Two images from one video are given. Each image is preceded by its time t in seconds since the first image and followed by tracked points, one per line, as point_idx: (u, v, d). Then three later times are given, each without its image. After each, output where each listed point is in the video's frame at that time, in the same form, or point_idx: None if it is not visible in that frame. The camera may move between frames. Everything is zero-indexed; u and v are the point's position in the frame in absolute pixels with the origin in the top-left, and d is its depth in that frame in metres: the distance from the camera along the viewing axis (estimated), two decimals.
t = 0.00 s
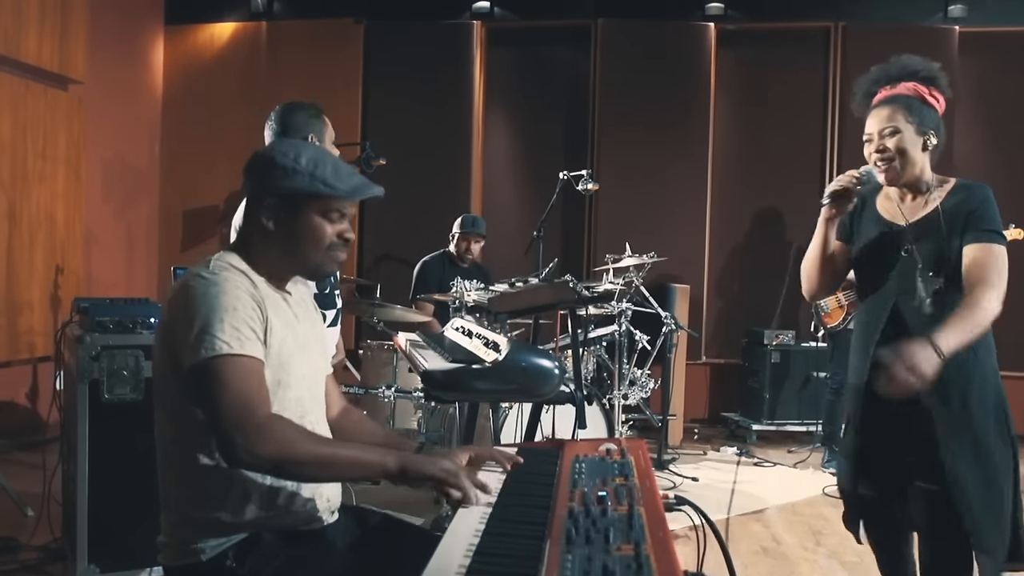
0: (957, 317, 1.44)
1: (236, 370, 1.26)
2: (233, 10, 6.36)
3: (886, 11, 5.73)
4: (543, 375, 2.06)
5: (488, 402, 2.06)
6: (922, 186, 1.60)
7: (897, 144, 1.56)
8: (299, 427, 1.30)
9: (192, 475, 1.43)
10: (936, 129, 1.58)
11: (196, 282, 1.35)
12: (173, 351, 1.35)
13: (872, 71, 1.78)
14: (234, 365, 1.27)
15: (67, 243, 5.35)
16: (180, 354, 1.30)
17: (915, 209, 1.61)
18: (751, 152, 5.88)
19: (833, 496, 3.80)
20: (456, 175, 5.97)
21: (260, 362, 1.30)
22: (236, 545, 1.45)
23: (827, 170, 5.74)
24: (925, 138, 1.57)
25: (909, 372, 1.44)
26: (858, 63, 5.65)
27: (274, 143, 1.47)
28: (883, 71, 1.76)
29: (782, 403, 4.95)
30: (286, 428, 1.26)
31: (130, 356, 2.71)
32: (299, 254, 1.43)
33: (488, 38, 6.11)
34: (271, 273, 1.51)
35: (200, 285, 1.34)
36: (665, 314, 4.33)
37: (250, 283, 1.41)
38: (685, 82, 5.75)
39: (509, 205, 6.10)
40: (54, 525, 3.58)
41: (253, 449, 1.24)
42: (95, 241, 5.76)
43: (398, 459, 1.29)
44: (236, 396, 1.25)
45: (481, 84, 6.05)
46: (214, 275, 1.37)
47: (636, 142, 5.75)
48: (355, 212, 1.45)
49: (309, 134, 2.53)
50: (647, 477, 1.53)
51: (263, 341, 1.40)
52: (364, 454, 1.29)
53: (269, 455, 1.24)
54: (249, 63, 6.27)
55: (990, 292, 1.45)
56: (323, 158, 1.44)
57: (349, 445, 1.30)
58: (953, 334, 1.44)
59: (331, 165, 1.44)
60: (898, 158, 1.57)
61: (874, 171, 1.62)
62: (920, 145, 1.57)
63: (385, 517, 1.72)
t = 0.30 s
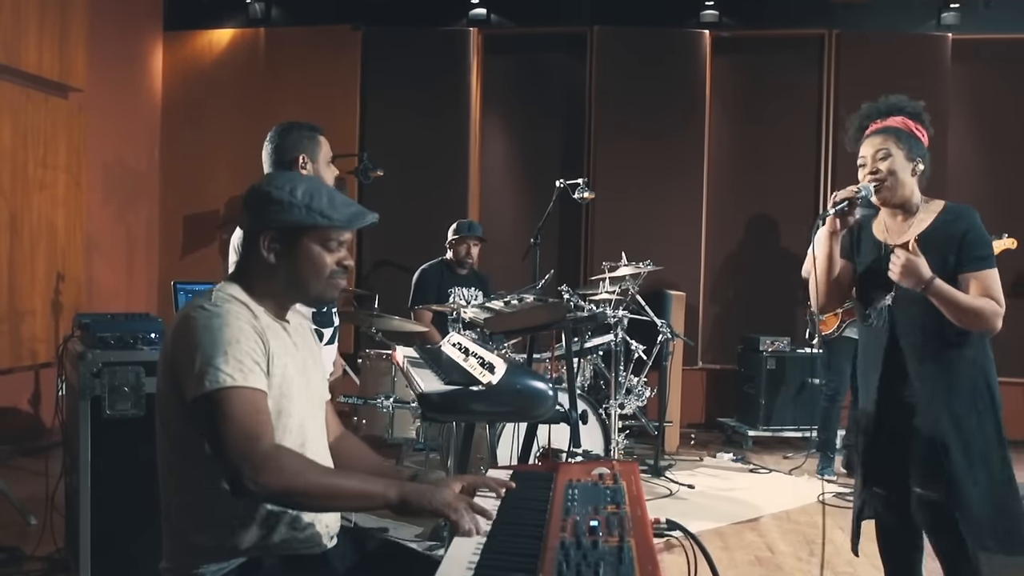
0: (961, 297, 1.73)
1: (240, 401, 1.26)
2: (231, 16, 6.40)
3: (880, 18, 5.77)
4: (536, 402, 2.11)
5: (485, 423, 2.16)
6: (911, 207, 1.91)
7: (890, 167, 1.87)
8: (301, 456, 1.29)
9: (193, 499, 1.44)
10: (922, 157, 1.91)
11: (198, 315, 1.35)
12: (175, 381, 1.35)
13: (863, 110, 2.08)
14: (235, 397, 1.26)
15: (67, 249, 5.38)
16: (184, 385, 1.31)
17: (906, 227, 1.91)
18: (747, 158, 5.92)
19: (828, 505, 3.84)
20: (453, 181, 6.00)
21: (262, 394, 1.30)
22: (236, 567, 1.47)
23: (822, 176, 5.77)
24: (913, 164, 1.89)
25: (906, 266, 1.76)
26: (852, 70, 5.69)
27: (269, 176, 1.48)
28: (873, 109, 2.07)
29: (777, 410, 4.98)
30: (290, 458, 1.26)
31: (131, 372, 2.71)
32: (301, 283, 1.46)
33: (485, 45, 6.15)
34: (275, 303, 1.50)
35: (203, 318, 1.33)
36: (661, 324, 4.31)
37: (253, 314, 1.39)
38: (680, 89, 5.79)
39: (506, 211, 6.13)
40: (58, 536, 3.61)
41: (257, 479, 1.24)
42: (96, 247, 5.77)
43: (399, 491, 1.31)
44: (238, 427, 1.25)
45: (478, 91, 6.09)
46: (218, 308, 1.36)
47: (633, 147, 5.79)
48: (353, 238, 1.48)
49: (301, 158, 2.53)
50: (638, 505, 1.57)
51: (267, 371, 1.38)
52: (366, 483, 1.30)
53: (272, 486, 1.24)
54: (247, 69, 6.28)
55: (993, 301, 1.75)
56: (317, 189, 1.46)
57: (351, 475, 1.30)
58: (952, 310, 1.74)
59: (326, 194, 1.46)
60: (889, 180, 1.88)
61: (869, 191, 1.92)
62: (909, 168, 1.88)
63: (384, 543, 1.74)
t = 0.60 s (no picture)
0: (960, 318, 1.94)
1: (241, 442, 1.31)
2: (227, 23, 6.37)
3: (870, 26, 5.83)
4: (526, 417, 2.17)
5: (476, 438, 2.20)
6: (925, 228, 2.12)
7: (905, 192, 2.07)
8: (302, 492, 1.35)
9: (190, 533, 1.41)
10: (938, 183, 2.09)
11: (205, 348, 1.38)
12: (178, 414, 1.38)
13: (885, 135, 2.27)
14: (238, 437, 1.31)
15: (66, 257, 5.40)
16: (187, 418, 1.35)
17: (919, 246, 2.13)
18: (738, 165, 5.98)
19: (817, 511, 3.89)
20: (447, 188, 6.04)
21: (266, 431, 1.34)
22: None
23: (813, 183, 5.83)
24: (928, 190, 2.08)
25: (909, 289, 1.97)
26: (842, 78, 5.75)
27: (256, 200, 1.50)
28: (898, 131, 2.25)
29: (768, 416, 5.03)
30: (291, 496, 1.32)
31: (131, 385, 2.73)
32: (313, 297, 1.51)
33: (479, 53, 6.20)
34: (277, 329, 1.52)
35: (209, 353, 1.37)
36: (653, 333, 4.35)
37: (258, 347, 1.43)
38: (673, 96, 5.84)
39: (499, 218, 6.17)
40: (58, 544, 3.64)
41: (262, 517, 1.30)
42: (95, 253, 5.80)
43: (395, 519, 1.37)
44: (240, 468, 1.30)
45: (472, 98, 6.13)
46: (224, 341, 1.39)
47: (626, 154, 5.84)
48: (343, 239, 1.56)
49: (293, 175, 2.57)
50: (624, 523, 1.61)
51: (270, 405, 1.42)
52: (364, 516, 1.36)
53: (278, 524, 1.31)
54: (243, 75, 6.31)
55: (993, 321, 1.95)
56: (304, 204, 1.52)
57: (348, 508, 1.36)
58: (952, 328, 1.95)
59: (315, 203, 1.53)
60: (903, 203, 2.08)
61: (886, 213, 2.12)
62: (924, 193, 2.08)
63: (381, 559, 1.79)
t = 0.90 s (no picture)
0: (917, 334, 1.86)
1: (235, 464, 1.35)
2: (218, 28, 6.41)
3: (856, 33, 5.89)
4: (512, 427, 2.25)
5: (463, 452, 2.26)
6: (898, 242, 2.02)
7: (885, 205, 1.97)
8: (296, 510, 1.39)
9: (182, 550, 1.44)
10: (915, 197, 1.99)
11: (198, 371, 1.41)
12: (172, 438, 1.41)
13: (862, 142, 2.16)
14: (233, 459, 1.35)
15: (57, 263, 5.42)
16: (181, 441, 1.38)
17: (890, 260, 2.03)
18: (725, 170, 6.03)
19: (801, 516, 3.95)
20: (436, 193, 6.08)
21: (259, 452, 1.38)
22: None
23: (799, 188, 5.89)
24: (905, 204, 1.98)
25: (867, 304, 1.87)
26: (828, 84, 5.81)
27: (247, 218, 1.52)
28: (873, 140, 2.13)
29: (754, 420, 5.09)
30: (285, 514, 1.36)
31: (122, 397, 2.76)
32: (303, 312, 1.54)
33: (468, 59, 6.24)
34: (267, 348, 1.55)
35: (202, 377, 1.40)
36: (640, 339, 4.40)
37: (250, 368, 1.46)
38: (661, 102, 5.90)
39: (488, 223, 6.21)
40: (49, 552, 3.67)
41: (256, 537, 1.34)
42: (85, 259, 5.82)
43: (385, 533, 1.41)
44: (236, 489, 1.34)
45: (461, 104, 6.17)
46: (216, 364, 1.42)
47: (614, 160, 5.89)
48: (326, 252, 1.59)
49: (280, 191, 2.60)
50: (606, 536, 1.65)
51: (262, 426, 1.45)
52: (355, 531, 1.40)
53: (273, 543, 1.34)
54: (234, 81, 6.34)
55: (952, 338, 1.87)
56: (295, 220, 1.54)
57: (340, 525, 1.40)
58: (909, 344, 1.86)
59: (303, 220, 1.55)
60: (881, 215, 1.98)
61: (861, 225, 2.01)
62: (902, 207, 1.97)
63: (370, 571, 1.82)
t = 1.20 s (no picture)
0: (861, 343, 1.63)
1: (222, 478, 1.37)
2: (200, 32, 6.38)
3: (835, 38, 5.96)
4: (496, 436, 2.29)
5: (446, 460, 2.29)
6: (845, 246, 1.78)
7: (826, 208, 1.73)
8: (283, 521, 1.41)
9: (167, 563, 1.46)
10: (860, 197, 1.76)
11: (178, 389, 1.43)
12: (157, 452, 1.43)
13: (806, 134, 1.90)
14: (219, 472, 1.37)
15: (37, 268, 5.41)
16: (165, 456, 1.40)
17: (836, 264, 1.79)
18: (705, 174, 6.09)
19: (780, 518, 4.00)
20: (418, 197, 6.10)
21: (243, 464, 1.40)
22: None
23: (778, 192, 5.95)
24: (850, 204, 1.74)
25: (806, 314, 1.67)
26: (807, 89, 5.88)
27: (228, 231, 1.55)
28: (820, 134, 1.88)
29: (733, 422, 5.15)
30: (274, 526, 1.38)
31: (107, 405, 2.77)
32: (284, 323, 1.55)
33: (451, 63, 6.26)
34: (250, 360, 1.56)
35: (183, 393, 1.42)
36: (620, 344, 4.44)
37: (230, 382, 1.47)
38: (642, 107, 5.94)
39: (470, 227, 6.24)
40: (32, 559, 3.68)
41: (244, 548, 1.36)
42: (65, 263, 5.81)
43: (371, 547, 1.43)
44: (223, 501, 1.37)
45: (443, 108, 6.20)
46: (196, 380, 1.43)
47: (595, 163, 5.93)
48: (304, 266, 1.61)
49: (259, 205, 2.64)
50: (586, 544, 1.69)
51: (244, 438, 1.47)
52: (341, 545, 1.42)
53: (260, 554, 1.37)
54: (216, 85, 6.33)
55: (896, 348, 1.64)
56: (275, 235, 1.57)
57: (325, 536, 1.43)
58: (851, 356, 1.64)
59: (282, 235, 1.58)
60: (823, 219, 1.74)
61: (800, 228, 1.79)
62: (845, 209, 1.74)
63: None
